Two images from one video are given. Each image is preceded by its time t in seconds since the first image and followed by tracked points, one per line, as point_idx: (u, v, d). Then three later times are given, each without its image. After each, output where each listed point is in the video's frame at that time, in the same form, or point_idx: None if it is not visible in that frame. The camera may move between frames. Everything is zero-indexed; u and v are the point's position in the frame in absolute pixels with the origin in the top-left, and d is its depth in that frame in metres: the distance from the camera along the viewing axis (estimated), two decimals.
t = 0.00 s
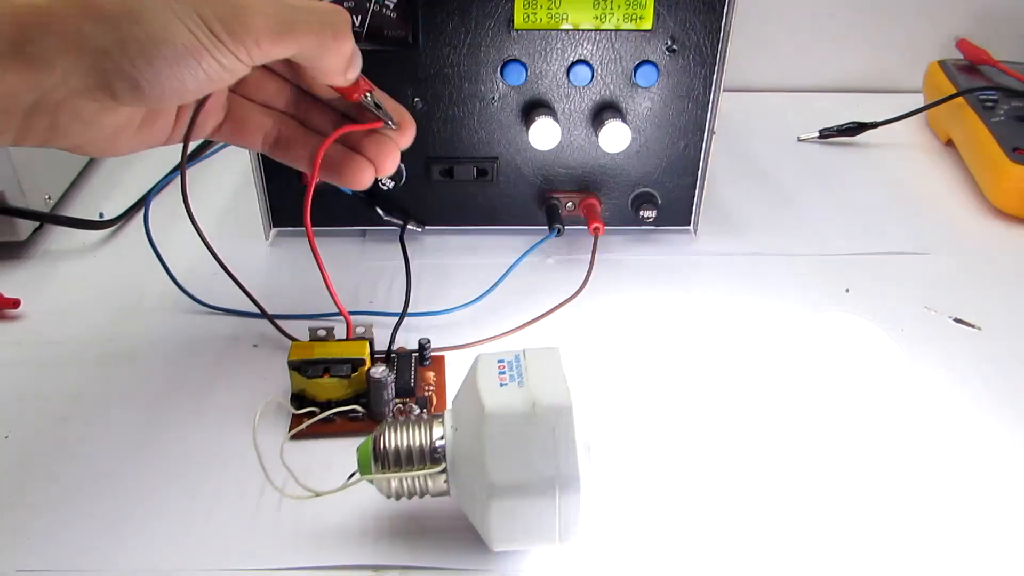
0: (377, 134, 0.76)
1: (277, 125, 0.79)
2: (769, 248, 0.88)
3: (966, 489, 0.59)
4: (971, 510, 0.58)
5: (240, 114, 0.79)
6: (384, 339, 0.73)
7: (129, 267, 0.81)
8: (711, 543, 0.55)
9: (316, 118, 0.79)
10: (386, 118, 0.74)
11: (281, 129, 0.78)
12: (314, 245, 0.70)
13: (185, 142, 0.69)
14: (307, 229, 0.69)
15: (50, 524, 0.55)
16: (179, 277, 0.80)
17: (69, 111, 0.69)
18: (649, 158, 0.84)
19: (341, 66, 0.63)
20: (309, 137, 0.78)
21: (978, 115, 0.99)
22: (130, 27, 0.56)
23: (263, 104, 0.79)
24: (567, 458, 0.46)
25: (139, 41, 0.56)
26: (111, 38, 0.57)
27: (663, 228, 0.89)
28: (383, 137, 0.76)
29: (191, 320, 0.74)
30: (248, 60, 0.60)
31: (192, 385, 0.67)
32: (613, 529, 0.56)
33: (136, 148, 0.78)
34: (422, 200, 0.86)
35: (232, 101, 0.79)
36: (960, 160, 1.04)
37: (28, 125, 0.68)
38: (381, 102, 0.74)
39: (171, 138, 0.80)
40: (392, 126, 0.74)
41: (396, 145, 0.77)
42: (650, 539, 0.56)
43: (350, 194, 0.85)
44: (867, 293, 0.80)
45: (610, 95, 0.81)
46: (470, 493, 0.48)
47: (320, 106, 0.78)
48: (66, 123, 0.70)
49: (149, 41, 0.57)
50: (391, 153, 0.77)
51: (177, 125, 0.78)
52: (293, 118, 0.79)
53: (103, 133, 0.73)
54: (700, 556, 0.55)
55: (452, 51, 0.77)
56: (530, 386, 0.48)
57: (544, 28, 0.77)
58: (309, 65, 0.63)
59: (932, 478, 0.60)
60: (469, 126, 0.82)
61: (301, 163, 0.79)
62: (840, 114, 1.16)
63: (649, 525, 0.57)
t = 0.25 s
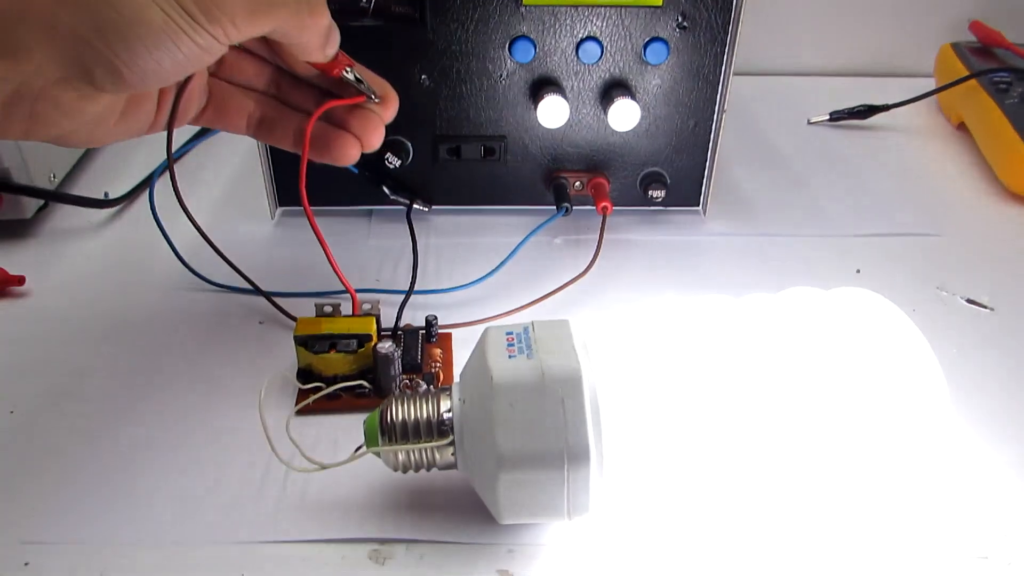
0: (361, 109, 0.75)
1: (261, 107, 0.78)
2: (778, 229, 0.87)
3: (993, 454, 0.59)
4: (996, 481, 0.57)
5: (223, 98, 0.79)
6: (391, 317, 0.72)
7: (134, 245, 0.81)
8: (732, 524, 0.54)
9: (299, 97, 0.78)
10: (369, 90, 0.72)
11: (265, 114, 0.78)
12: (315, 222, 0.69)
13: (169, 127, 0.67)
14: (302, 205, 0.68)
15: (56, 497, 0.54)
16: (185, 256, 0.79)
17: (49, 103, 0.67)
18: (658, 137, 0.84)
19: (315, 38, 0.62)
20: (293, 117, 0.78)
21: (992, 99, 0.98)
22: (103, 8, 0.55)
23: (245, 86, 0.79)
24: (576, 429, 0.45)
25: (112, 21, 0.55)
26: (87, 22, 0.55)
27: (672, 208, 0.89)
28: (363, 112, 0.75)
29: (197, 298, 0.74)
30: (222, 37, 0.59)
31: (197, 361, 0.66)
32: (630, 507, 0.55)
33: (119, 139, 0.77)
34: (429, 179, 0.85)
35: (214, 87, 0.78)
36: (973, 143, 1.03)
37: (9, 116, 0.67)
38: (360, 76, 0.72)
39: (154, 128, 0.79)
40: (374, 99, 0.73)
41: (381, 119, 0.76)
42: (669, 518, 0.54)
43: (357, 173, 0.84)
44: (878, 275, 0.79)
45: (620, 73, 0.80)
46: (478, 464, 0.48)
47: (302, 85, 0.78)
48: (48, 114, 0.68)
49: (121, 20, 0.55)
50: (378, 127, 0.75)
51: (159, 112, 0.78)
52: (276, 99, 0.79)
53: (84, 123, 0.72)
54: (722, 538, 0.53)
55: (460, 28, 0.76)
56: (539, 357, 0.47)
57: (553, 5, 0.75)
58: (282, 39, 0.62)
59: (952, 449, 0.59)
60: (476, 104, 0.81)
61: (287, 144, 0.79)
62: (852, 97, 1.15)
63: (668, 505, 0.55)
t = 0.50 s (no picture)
0: (350, 88, 0.74)
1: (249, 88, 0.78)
2: (786, 213, 0.86)
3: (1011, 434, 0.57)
4: (1007, 469, 0.55)
5: (209, 81, 0.78)
6: (394, 300, 0.72)
7: (135, 227, 0.80)
8: (747, 510, 0.52)
9: (286, 79, 0.77)
10: (358, 70, 0.72)
11: (254, 97, 0.77)
12: (316, 204, 0.68)
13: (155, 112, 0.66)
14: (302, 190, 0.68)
15: (56, 480, 0.53)
16: (186, 239, 0.79)
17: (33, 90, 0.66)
18: (664, 119, 0.82)
19: (300, 19, 0.61)
20: (281, 98, 0.77)
21: (1004, 81, 0.96)
22: None
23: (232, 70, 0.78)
24: (582, 411, 0.45)
25: None
26: None
27: (678, 191, 0.87)
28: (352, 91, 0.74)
29: (198, 281, 0.73)
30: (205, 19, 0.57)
31: (198, 344, 0.66)
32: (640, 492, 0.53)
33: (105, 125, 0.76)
34: (432, 162, 0.84)
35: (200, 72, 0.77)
36: (984, 126, 1.01)
37: None
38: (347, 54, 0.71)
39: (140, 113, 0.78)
40: (362, 79, 0.72)
41: (370, 98, 0.75)
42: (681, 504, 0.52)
43: (359, 155, 0.83)
44: (887, 259, 0.78)
45: (626, 53, 0.78)
46: (482, 447, 0.47)
47: (287, 66, 0.77)
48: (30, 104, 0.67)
49: None
50: (367, 106, 0.75)
51: (144, 97, 0.77)
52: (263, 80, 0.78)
53: (69, 109, 0.71)
54: (736, 525, 0.51)
55: (463, 7, 0.75)
56: (544, 338, 0.47)
57: None
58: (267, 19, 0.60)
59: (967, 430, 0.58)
60: (480, 86, 0.80)
61: (275, 126, 0.78)
62: (860, 79, 1.14)
63: (679, 489, 0.53)
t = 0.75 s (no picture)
0: (347, 65, 0.73)
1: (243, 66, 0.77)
2: (794, 196, 0.84)
3: None
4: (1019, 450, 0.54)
5: (203, 60, 0.77)
6: (398, 282, 0.71)
7: (137, 209, 0.79)
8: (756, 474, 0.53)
9: (283, 57, 0.77)
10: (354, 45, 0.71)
11: (250, 75, 0.76)
12: (318, 185, 0.67)
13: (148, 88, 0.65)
14: (305, 170, 0.68)
15: (56, 461, 0.53)
16: (187, 221, 0.78)
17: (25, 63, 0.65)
18: (671, 99, 0.81)
19: None
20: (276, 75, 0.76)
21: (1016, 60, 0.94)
22: None
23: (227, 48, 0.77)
24: (587, 392, 0.44)
25: None
26: None
27: (685, 173, 0.86)
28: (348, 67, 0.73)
29: (199, 262, 0.73)
30: None
31: (200, 325, 0.65)
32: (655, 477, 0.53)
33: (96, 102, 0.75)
34: (436, 143, 0.83)
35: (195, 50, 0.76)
36: (995, 107, 1.00)
37: None
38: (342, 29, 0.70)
39: (133, 93, 0.77)
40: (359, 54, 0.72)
41: (366, 74, 0.74)
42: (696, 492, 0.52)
43: (361, 135, 0.82)
44: (896, 242, 0.77)
45: (633, 32, 0.77)
46: (486, 429, 0.47)
47: (284, 44, 0.77)
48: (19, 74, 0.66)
49: None
50: (364, 82, 0.74)
51: (137, 76, 0.75)
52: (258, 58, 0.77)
53: (61, 87, 0.70)
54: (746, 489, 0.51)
55: None
56: (548, 319, 0.46)
57: None
58: None
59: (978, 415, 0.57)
60: (484, 65, 0.78)
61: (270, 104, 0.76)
62: (870, 60, 1.12)
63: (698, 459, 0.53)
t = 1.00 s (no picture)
0: (346, 52, 0.73)
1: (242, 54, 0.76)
2: (796, 184, 0.84)
3: None
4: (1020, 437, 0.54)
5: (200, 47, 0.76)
6: (399, 270, 0.71)
7: (137, 196, 0.79)
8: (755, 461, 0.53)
9: (280, 44, 0.77)
10: (352, 32, 0.71)
11: (248, 63, 0.76)
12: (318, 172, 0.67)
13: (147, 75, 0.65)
14: (307, 159, 0.68)
15: (57, 447, 0.53)
16: (188, 209, 0.78)
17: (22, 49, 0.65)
18: (674, 86, 0.81)
19: None
20: (274, 63, 0.76)
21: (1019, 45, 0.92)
22: None
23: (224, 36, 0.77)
24: (588, 379, 0.44)
25: None
26: None
27: (687, 161, 0.86)
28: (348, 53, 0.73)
29: (200, 250, 0.72)
30: None
31: (201, 313, 0.65)
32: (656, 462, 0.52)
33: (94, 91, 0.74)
34: (438, 131, 0.83)
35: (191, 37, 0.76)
36: (1000, 95, 0.99)
37: None
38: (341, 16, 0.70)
39: (131, 80, 0.76)
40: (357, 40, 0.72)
41: (365, 61, 0.74)
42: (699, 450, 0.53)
43: (362, 123, 0.82)
44: (899, 230, 0.77)
45: (636, 19, 0.76)
46: (486, 416, 0.47)
47: (280, 31, 0.76)
48: (14, 65, 0.66)
49: None
50: (363, 69, 0.74)
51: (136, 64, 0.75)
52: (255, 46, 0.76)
53: (60, 75, 0.69)
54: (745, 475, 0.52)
55: None
56: (549, 306, 0.46)
57: None
58: None
59: (980, 403, 0.56)
60: (486, 52, 0.78)
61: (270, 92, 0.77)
62: (874, 47, 1.11)
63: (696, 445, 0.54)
